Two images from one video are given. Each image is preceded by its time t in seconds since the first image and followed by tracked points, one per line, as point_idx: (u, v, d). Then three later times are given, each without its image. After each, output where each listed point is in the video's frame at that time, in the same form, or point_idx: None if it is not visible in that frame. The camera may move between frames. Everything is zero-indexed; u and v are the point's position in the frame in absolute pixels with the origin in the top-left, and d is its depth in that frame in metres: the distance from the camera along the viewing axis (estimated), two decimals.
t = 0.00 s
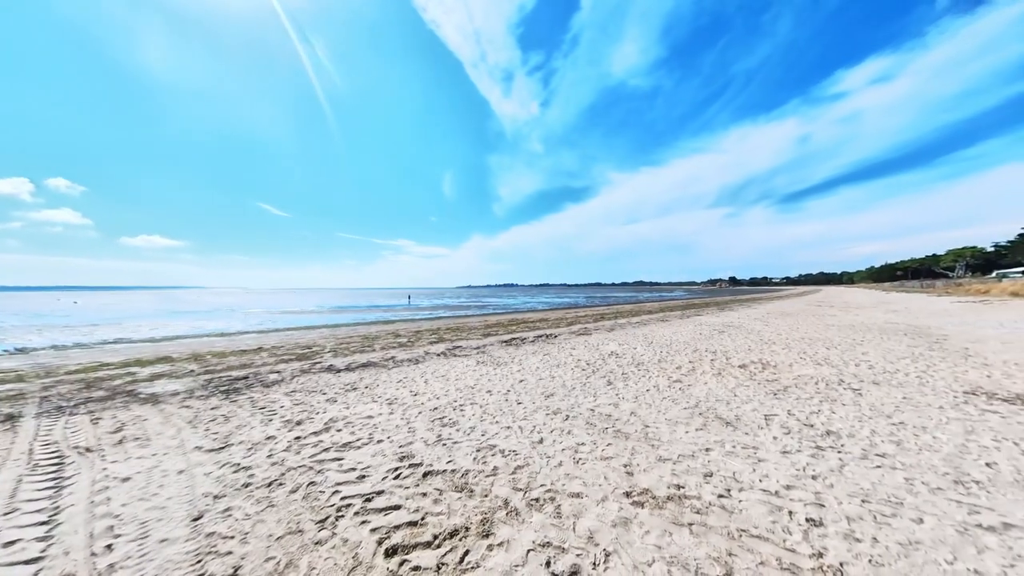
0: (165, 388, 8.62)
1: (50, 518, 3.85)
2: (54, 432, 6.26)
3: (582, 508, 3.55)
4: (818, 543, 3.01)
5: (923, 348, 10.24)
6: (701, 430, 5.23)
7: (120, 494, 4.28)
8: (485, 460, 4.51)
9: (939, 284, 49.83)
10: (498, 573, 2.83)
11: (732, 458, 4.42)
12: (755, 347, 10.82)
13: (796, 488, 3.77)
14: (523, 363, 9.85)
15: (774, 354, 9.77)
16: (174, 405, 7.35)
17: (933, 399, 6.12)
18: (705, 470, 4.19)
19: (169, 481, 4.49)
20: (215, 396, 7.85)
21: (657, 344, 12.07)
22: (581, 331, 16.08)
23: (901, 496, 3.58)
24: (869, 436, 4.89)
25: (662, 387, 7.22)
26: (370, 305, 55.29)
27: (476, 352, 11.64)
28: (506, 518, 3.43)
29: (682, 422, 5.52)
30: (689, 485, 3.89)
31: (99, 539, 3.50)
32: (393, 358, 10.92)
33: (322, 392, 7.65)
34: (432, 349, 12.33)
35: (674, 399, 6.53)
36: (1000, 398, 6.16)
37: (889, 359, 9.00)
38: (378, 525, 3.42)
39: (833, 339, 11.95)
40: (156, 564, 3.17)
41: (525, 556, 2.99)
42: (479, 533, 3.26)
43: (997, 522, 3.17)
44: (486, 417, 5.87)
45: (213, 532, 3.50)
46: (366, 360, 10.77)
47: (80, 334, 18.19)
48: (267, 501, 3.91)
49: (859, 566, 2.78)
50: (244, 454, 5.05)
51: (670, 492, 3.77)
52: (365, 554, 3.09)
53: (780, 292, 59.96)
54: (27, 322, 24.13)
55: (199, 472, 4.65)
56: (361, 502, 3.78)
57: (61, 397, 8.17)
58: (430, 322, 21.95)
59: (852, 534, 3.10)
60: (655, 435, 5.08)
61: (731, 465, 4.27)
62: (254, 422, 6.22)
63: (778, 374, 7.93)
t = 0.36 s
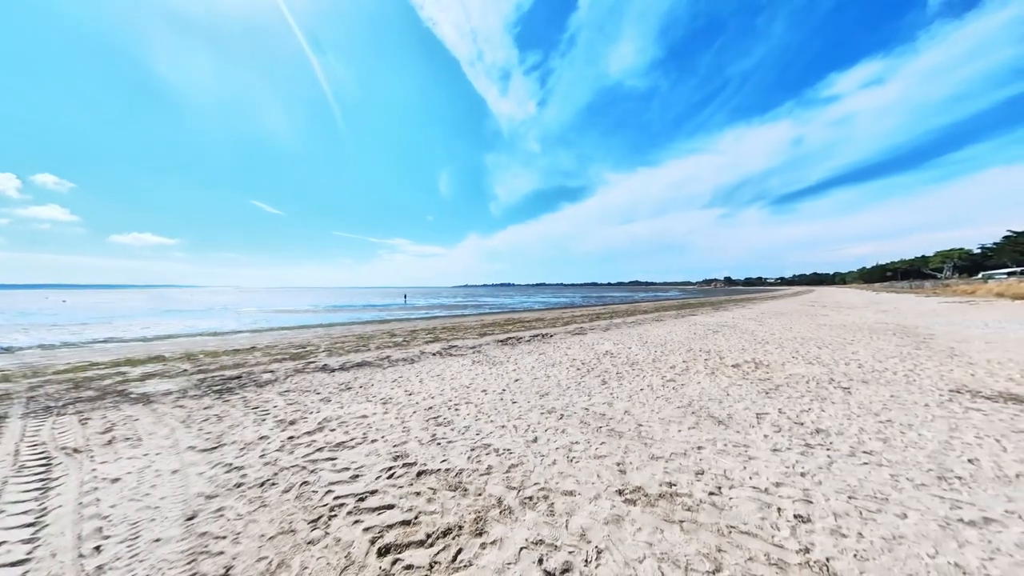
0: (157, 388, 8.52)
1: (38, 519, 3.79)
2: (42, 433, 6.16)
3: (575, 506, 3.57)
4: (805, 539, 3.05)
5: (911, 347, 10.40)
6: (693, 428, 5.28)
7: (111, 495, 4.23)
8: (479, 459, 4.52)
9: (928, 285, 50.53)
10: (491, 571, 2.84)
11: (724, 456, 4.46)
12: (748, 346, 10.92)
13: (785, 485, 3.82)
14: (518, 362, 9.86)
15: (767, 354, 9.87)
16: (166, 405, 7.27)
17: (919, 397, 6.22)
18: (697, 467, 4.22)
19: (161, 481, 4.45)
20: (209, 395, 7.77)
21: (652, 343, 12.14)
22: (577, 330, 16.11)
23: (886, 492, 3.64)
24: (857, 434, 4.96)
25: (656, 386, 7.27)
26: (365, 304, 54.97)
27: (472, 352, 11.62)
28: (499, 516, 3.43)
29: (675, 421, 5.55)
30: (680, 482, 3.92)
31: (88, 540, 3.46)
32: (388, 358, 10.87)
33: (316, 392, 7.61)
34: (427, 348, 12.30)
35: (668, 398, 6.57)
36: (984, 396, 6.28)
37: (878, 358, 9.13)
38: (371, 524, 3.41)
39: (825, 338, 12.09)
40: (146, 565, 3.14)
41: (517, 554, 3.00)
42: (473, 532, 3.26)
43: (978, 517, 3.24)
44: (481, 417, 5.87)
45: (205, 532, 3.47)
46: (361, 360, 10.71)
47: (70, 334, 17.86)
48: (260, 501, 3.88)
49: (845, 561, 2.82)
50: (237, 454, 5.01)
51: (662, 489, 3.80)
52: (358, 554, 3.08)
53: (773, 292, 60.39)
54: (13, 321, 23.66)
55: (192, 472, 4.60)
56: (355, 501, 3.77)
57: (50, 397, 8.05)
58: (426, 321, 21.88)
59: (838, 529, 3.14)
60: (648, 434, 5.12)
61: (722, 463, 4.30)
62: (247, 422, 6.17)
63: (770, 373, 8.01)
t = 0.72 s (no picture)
0: (149, 387, 8.43)
1: (28, 520, 3.75)
2: (32, 433, 6.08)
3: (569, 503, 3.59)
4: (794, 534, 3.09)
5: (900, 346, 10.55)
6: (687, 427, 5.32)
7: (102, 495, 4.19)
8: (475, 458, 4.53)
9: (919, 285, 51.13)
10: (485, 568, 2.85)
11: (716, 454, 4.50)
12: (742, 346, 11.03)
13: (776, 482, 3.86)
14: (514, 362, 9.87)
15: (760, 353, 9.95)
16: (159, 405, 7.21)
17: (907, 396, 6.32)
18: (690, 465, 4.26)
19: (154, 481, 4.41)
20: (202, 395, 7.70)
21: (647, 343, 12.21)
22: (573, 330, 16.15)
23: (873, 488, 3.70)
24: (847, 431, 5.03)
25: (650, 385, 7.31)
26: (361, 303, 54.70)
27: (468, 351, 11.62)
28: (494, 514, 3.45)
29: (669, 420, 5.59)
30: (673, 480, 3.95)
31: (80, 540, 3.42)
32: (384, 357, 10.85)
33: (311, 392, 7.57)
34: (423, 348, 12.27)
35: (662, 397, 6.62)
36: (970, 393, 6.39)
37: (869, 357, 9.25)
38: (366, 523, 3.41)
39: (817, 338, 12.22)
40: (139, 565, 3.11)
41: (512, 551, 3.02)
42: (468, 530, 3.27)
43: (961, 512, 3.30)
44: (476, 416, 5.88)
45: (198, 531, 3.44)
46: (356, 359, 10.67)
47: (61, 333, 17.65)
48: (254, 501, 3.86)
49: (832, 556, 2.87)
50: (231, 454, 4.97)
51: (655, 487, 3.83)
52: (353, 552, 3.08)
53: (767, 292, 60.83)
54: None
55: (185, 472, 4.57)
56: (350, 500, 3.76)
57: (40, 397, 7.94)
58: (422, 321, 21.83)
59: (827, 525, 3.19)
60: (642, 432, 5.15)
61: (714, 461, 4.34)
62: (241, 422, 6.13)
63: (763, 372, 8.09)
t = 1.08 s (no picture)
0: (139, 387, 8.31)
1: (13, 523, 3.68)
2: (19, 434, 5.98)
3: (564, 501, 3.60)
4: (784, 530, 3.13)
5: (890, 345, 10.71)
6: (681, 425, 5.35)
7: (91, 496, 4.13)
8: (469, 457, 4.52)
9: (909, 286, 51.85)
10: (479, 566, 2.85)
11: (709, 452, 4.54)
12: (735, 345, 11.13)
13: (768, 479, 3.90)
14: (510, 361, 9.88)
15: (754, 352, 10.04)
16: (150, 405, 7.12)
17: (896, 394, 6.41)
18: (683, 463, 4.29)
19: (144, 482, 4.36)
20: (194, 395, 7.62)
21: (642, 342, 12.28)
22: (569, 329, 16.18)
23: (861, 484, 3.75)
24: (836, 429, 5.09)
25: (645, 384, 7.36)
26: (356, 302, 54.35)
27: (463, 350, 11.60)
28: (488, 513, 3.45)
29: (663, 418, 5.62)
30: (667, 478, 3.98)
31: (67, 542, 3.37)
32: (379, 356, 10.80)
33: (305, 391, 7.52)
34: (419, 347, 12.23)
35: (656, 396, 6.66)
36: (956, 391, 6.50)
37: (860, 356, 9.37)
38: (359, 522, 3.40)
39: (809, 337, 12.36)
40: (129, 566, 3.08)
41: (506, 549, 3.02)
42: (462, 528, 3.27)
43: (946, 507, 3.36)
44: (472, 415, 5.87)
45: (190, 532, 3.41)
46: (351, 358, 10.61)
47: (50, 332, 17.35)
48: (247, 501, 3.83)
49: (820, 551, 2.90)
50: (223, 454, 4.93)
51: (649, 484, 3.85)
52: (346, 552, 3.06)
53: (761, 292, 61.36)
54: None
55: (176, 472, 4.52)
56: (343, 500, 3.74)
57: (27, 397, 7.81)
58: (417, 320, 21.72)
59: (816, 521, 3.23)
60: (636, 431, 5.18)
61: (707, 458, 4.38)
62: (234, 421, 6.08)
63: (756, 371, 8.17)
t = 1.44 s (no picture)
0: (130, 387, 8.20)
1: None
2: (6, 434, 5.88)
3: (559, 499, 3.61)
4: (775, 526, 3.17)
5: (880, 345, 10.85)
6: (675, 423, 5.39)
7: (80, 497, 4.07)
8: (465, 456, 4.52)
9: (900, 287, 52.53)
10: (473, 565, 2.85)
11: (703, 450, 4.58)
12: (729, 344, 11.22)
13: (760, 476, 3.94)
14: (506, 360, 9.88)
15: (748, 352, 10.11)
16: (141, 405, 7.03)
17: (885, 392, 6.51)
18: (677, 461, 4.32)
19: (135, 482, 4.31)
20: (186, 395, 7.53)
21: (637, 341, 12.35)
22: (565, 329, 16.22)
23: (851, 481, 3.81)
24: (827, 427, 5.16)
25: (640, 383, 7.40)
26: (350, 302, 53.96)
27: (459, 350, 11.58)
28: (483, 511, 3.45)
29: (657, 417, 5.66)
30: (661, 475, 4.01)
31: (55, 544, 3.33)
32: (375, 356, 10.75)
33: (299, 391, 7.47)
34: (414, 346, 12.18)
35: (651, 395, 6.70)
36: (944, 390, 6.61)
37: (851, 355, 9.49)
38: (354, 521, 3.38)
39: (801, 337, 12.49)
40: (119, 567, 3.04)
41: (501, 547, 3.02)
42: (457, 527, 3.27)
43: (932, 502, 3.42)
44: (467, 414, 5.87)
45: (182, 532, 3.38)
46: (346, 358, 10.56)
47: (39, 331, 17.05)
48: (241, 501, 3.80)
49: (811, 546, 2.94)
50: (216, 454, 4.88)
51: (643, 482, 3.88)
52: (341, 551, 3.05)
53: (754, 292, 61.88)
54: None
55: (168, 472, 4.47)
56: (337, 500, 3.72)
57: (15, 398, 7.68)
58: (413, 319, 21.65)
59: (806, 517, 3.27)
60: (631, 429, 5.21)
61: (701, 456, 4.41)
62: (227, 421, 6.03)
63: (749, 370, 8.24)
